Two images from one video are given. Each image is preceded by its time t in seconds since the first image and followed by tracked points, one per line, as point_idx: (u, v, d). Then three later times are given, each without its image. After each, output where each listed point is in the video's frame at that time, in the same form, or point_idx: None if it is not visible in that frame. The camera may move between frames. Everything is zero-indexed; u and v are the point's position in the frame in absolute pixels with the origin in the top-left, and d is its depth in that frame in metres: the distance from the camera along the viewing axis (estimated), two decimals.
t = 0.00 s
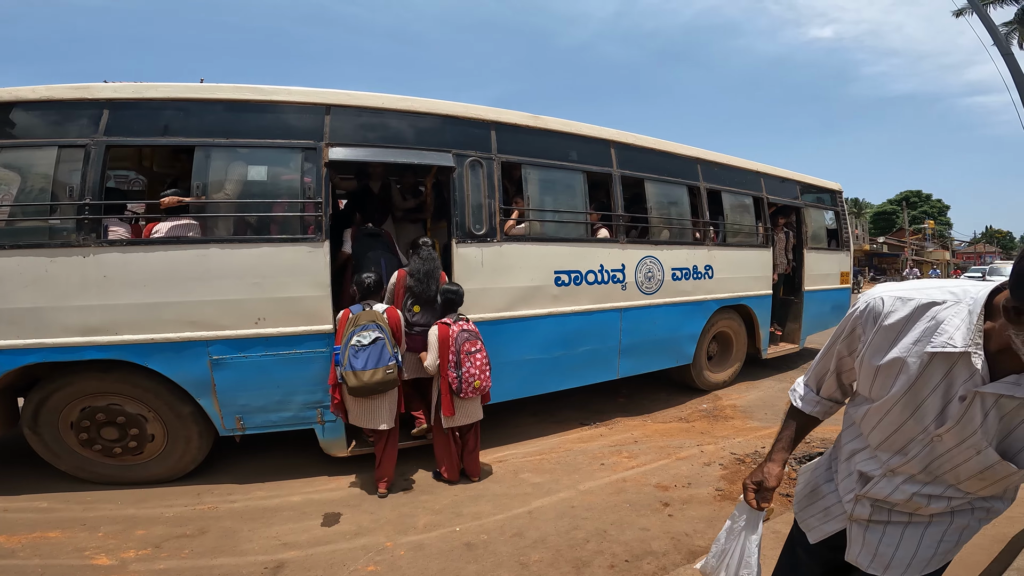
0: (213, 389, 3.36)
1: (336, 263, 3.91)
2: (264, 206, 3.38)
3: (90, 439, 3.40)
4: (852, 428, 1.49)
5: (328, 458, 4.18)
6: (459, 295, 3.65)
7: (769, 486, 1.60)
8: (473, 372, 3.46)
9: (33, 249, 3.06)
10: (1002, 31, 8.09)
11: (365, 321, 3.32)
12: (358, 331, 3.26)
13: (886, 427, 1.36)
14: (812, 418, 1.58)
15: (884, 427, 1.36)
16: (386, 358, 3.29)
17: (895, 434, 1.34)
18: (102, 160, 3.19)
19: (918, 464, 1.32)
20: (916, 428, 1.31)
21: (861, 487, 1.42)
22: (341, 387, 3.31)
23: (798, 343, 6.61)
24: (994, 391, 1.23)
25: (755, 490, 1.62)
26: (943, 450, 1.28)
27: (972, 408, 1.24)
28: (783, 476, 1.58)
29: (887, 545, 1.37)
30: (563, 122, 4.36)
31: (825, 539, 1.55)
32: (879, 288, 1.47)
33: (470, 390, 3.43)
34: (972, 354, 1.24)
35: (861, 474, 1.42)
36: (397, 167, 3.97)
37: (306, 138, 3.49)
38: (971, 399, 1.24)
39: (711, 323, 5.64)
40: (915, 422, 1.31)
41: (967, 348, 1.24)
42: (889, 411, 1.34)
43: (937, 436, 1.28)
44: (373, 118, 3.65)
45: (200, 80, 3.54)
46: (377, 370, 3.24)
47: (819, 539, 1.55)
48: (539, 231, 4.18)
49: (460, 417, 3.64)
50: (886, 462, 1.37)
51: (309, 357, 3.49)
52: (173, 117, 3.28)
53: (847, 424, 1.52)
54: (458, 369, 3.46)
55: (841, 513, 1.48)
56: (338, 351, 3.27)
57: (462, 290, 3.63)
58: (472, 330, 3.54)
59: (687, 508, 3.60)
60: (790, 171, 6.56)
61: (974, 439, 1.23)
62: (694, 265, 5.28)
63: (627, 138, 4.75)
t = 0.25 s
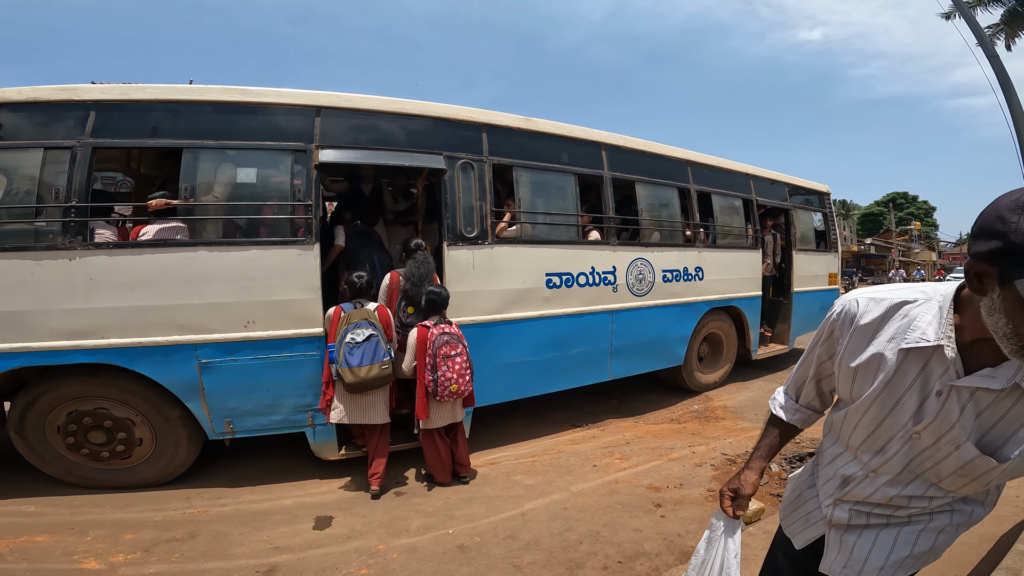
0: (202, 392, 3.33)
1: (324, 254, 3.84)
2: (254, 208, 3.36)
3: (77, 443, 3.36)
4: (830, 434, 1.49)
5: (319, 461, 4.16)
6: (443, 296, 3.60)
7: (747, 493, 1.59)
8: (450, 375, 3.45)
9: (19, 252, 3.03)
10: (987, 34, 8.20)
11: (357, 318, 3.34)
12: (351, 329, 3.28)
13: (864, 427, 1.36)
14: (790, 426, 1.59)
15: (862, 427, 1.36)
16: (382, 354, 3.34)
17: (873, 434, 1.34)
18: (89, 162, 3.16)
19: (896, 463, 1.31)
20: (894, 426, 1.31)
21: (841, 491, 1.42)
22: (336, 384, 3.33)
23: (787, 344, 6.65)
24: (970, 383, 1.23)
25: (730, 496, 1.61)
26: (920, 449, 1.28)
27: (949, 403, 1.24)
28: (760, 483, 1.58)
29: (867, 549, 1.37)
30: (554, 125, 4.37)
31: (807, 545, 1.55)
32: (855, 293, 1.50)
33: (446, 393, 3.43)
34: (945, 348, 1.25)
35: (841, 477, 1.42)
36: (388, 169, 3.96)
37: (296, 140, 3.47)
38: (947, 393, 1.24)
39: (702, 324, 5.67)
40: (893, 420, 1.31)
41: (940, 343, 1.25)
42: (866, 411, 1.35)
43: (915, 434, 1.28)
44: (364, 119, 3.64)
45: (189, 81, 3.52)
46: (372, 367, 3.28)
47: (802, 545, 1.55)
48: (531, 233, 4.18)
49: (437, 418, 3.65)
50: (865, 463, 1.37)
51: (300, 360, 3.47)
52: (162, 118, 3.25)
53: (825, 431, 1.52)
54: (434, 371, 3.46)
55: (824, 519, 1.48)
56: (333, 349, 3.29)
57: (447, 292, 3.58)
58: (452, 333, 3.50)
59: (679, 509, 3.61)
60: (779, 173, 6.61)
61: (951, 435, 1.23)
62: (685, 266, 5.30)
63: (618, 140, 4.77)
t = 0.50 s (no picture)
0: (191, 397, 3.31)
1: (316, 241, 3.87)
2: (243, 212, 3.34)
3: (65, 447, 3.33)
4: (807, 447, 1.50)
5: (310, 464, 4.15)
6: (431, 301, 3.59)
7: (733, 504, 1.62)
8: (431, 378, 3.46)
9: (3, 256, 3.00)
10: (973, 38, 8.30)
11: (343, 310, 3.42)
12: (338, 321, 3.36)
13: (836, 433, 1.38)
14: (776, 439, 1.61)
15: (833, 433, 1.38)
16: (370, 344, 3.43)
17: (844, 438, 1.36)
18: (75, 165, 3.13)
19: (868, 469, 1.32)
20: (863, 431, 1.33)
21: (819, 500, 1.42)
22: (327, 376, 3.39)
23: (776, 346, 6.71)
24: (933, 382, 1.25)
25: (717, 508, 1.64)
26: (889, 453, 1.29)
27: (913, 404, 1.26)
28: (745, 495, 1.61)
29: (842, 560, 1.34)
30: (544, 128, 4.38)
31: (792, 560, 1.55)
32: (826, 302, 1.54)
33: (428, 395, 3.44)
34: (903, 346, 1.29)
35: (817, 486, 1.43)
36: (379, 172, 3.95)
37: (286, 143, 3.46)
38: (911, 393, 1.26)
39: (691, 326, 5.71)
40: (862, 425, 1.33)
41: (899, 341, 1.29)
42: (836, 416, 1.37)
43: (884, 437, 1.29)
44: (355, 122, 3.64)
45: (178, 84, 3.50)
46: (362, 356, 3.36)
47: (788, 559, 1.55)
48: (521, 237, 4.19)
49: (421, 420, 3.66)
50: (837, 470, 1.38)
51: (290, 364, 3.45)
52: (149, 121, 3.23)
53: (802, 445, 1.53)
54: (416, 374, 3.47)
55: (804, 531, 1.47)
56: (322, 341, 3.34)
57: (434, 296, 3.56)
58: (436, 336, 3.51)
59: (669, 510, 3.63)
60: (767, 176, 6.67)
61: (918, 436, 1.24)
62: (675, 269, 5.34)
63: (609, 143, 4.79)
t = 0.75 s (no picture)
0: (183, 401, 3.31)
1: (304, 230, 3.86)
2: (236, 216, 3.35)
3: (56, 451, 3.31)
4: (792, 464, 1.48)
5: (303, 468, 4.14)
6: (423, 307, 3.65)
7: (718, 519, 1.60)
8: (419, 380, 3.49)
9: None
10: (961, 42, 8.39)
11: (334, 303, 3.45)
12: (329, 314, 3.39)
13: (816, 447, 1.37)
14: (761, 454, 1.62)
15: (814, 447, 1.37)
16: (361, 337, 3.47)
17: (824, 453, 1.35)
18: (66, 168, 3.13)
19: (851, 486, 1.30)
20: (843, 445, 1.32)
21: (803, 519, 1.40)
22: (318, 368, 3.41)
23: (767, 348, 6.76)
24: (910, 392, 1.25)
25: (703, 524, 1.61)
26: (869, 467, 1.27)
27: (891, 415, 1.25)
28: (731, 510, 1.59)
29: None
30: (537, 132, 4.40)
31: None
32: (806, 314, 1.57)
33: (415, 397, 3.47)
34: (876, 353, 1.31)
35: (802, 504, 1.41)
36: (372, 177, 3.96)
37: (278, 147, 3.47)
38: (888, 403, 1.26)
39: (684, 329, 5.74)
40: (843, 438, 1.32)
41: (872, 348, 1.31)
42: (816, 430, 1.36)
43: (864, 450, 1.28)
44: (349, 125, 3.65)
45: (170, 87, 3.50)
46: (354, 348, 3.40)
47: None
48: (514, 241, 4.21)
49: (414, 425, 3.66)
50: (819, 487, 1.36)
51: (282, 368, 3.46)
52: (141, 124, 3.23)
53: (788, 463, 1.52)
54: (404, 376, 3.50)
55: (791, 551, 1.45)
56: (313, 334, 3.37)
57: (426, 302, 3.62)
58: (425, 339, 3.54)
59: (662, 512, 3.65)
60: (758, 180, 6.73)
61: (898, 450, 1.22)
62: (667, 272, 5.37)
63: (601, 147, 4.82)
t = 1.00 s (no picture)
0: (178, 404, 3.31)
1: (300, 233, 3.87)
2: (230, 219, 3.35)
3: (50, 454, 3.31)
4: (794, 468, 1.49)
5: (298, 471, 4.15)
6: (415, 309, 3.68)
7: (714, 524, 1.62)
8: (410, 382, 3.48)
9: None
10: (954, 45, 8.46)
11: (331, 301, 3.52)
12: (329, 312, 3.47)
13: (813, 450, 1.38)
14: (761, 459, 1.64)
15: (811, 450, 1.38)
16: (360, 334, 3.58)
17: (820, 456, 1.36)
18: (60, 171, 3.13)
19: (845, 490, 1.30)
20: (838, 448, 1.32)
21: (800, 523, 1.41)
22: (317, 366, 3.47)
23: (761, 350, 6.79)
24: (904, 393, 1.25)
25: (699, 529, 1.62)
26: (863, 471, 1.28)
27: (884, 417, 1.26)
28: (727, 516, 1.60)
29: None
30: (532, 135, 4.42)
31: None
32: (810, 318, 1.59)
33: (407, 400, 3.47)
34: (872, 353, 1.32)
35: (800, 508, 1.42)
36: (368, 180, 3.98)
37: (274, 150, 3.48)
38: (881, 405, 1.27)
39: (678, 331, 5.77)
40: (837, 441, 1.32)
41: (868, 347, 1.33)
42: (813, 432, 1.38)
43: (857, 453, 1.28)
44: (344, 128, 3.66)
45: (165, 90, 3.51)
46: (355, 345, 3.52)
47: None
48: (509, 243, 4.23)
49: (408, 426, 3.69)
50: (816, 491, 1.37)
51: (278, 371, 3.46)
52: (135, 126, 3.23)
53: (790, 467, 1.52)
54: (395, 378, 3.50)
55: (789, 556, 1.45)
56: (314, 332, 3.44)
57: (417, 305, 3.65)
58: (418, 341, 3.54)
59: (656, 514, 3.67)
60: (752, 182, 6.77)
61: (890, 453, 1.23)
62: (661, 275, 5.40)
63: (596, 150, 4.84)
